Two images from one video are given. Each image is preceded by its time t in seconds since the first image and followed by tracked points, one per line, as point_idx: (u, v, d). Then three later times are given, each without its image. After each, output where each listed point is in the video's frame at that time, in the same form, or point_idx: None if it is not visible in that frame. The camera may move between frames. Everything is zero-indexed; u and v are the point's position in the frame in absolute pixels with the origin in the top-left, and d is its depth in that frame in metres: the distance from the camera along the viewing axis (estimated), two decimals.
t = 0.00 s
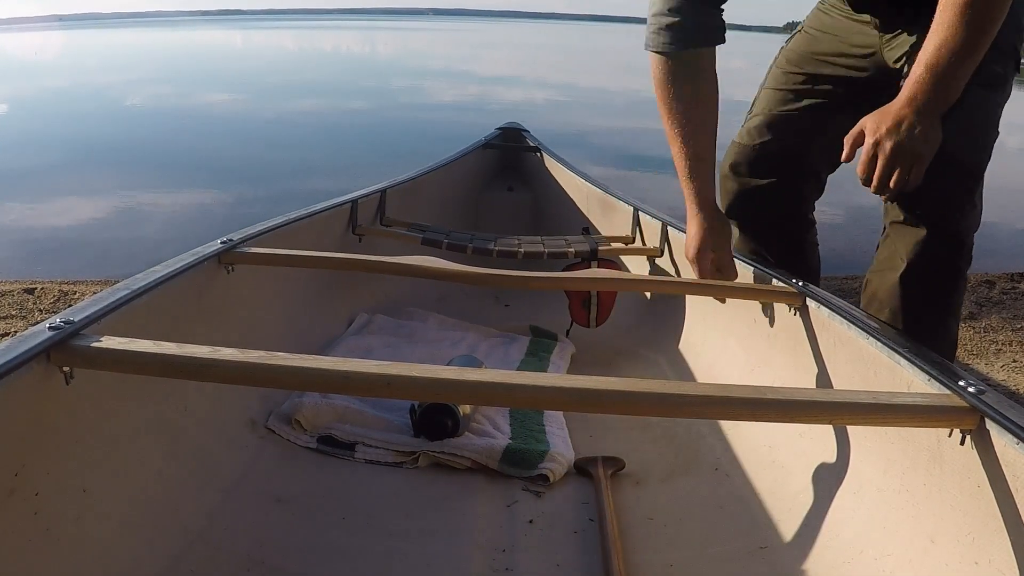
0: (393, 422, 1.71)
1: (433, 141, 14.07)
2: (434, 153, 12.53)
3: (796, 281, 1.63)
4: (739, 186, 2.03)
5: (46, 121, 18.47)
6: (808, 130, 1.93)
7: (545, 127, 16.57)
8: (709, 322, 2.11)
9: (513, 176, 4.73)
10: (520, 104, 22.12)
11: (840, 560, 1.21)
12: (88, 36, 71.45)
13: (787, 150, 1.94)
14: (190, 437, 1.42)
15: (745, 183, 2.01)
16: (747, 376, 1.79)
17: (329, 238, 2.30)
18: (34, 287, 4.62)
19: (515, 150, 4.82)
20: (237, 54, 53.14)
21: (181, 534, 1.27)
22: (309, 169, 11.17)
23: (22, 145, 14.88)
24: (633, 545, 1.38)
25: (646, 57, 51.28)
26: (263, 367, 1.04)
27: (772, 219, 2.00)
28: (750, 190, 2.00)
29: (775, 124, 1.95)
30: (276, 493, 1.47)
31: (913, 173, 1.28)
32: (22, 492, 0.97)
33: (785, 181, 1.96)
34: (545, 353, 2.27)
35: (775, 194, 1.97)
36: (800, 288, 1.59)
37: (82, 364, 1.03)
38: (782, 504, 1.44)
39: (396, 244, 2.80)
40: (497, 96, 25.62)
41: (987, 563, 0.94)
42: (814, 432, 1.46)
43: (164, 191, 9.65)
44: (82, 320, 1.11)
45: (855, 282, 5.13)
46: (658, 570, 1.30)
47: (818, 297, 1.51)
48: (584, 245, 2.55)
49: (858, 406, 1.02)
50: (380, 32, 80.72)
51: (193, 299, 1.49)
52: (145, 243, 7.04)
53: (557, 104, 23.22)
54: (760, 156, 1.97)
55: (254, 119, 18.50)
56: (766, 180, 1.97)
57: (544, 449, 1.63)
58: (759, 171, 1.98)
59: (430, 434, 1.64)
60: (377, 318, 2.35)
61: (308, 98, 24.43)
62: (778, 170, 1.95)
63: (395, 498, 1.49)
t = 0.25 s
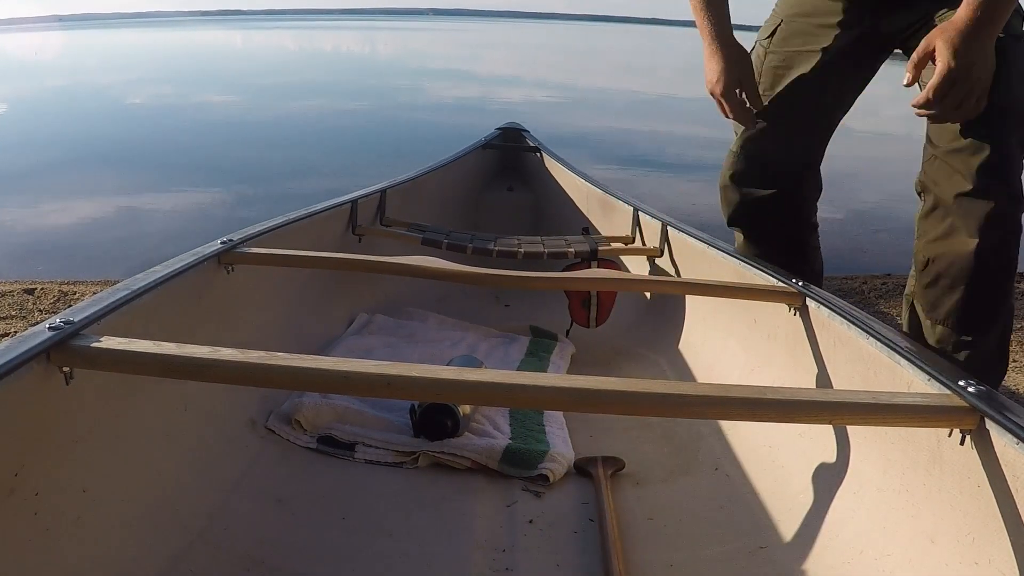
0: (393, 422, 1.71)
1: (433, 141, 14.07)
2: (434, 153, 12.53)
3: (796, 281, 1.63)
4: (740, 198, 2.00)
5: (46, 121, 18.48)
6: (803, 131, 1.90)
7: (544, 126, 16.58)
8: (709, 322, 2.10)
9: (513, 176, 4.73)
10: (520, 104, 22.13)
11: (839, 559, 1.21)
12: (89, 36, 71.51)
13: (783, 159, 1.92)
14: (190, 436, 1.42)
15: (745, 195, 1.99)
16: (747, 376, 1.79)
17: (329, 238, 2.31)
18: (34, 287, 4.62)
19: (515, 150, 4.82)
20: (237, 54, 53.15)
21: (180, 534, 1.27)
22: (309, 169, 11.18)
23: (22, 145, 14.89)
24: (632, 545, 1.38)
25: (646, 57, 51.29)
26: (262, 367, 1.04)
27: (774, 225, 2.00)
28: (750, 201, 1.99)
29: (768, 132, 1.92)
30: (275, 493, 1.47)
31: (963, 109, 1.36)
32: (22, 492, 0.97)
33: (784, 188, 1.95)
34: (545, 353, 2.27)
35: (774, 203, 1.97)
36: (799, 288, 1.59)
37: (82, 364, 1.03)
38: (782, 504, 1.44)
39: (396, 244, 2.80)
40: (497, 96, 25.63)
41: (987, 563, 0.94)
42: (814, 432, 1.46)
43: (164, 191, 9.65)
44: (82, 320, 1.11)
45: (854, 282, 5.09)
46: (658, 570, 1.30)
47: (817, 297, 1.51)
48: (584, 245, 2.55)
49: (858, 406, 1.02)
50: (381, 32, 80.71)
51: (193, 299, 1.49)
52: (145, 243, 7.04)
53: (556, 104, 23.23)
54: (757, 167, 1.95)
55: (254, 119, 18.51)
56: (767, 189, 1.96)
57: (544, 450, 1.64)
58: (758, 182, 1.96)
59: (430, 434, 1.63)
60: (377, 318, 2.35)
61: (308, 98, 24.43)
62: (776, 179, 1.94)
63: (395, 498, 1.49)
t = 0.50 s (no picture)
0: (393, 422, 1.71)
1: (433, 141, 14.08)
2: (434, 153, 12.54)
3: (796, 281, 1.63)
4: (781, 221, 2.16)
5: (46, 121, 18.48)
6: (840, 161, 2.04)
7: (544, 126, 16.58)
8: (709, 322, 2.10)
9: (513, 176, 4.74)
10: (520, 104, 22.13)
11: (840, 560, 1.21)
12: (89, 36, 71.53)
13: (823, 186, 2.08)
14: (190, 437, 1.42)
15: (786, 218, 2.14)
16: (747, 376, 1.79)
17: (329, 238, 2.31)
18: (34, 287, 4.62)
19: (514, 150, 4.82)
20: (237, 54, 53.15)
21: (180, 534, 1.27)
22: (309, 169, 11.18)
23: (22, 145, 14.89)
24: (633, 545, 1.38)
25: (645, 57, 51.32)
26: (262, 367, 1.04)
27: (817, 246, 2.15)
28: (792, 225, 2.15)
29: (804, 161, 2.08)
30: (275, 493, 1.47)
31: None
32: (22, 492, 0.97)
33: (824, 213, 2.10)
34: (544, 353, 2.27)
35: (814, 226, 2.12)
36: (799, 288, 1.59)
37: (82, 364, 1.03)
38: (782, 504, 1.44)
39: (396, 244, 2.80)
40: (497, 96, 25.63)
41: (987, 564, 0.94)
42: (814, 432, 1.46)
43: (164, 191, 9.65)
44: (82, 320, 1.11)
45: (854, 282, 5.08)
46: (659, 570, 1.30)
47: (817, 297, 1.51)
48: (584, 245, 2.56)
49: (857, 407, 1.02)
50: (381, 32, 80.72)
51: (193, 299, 1.49)
52: (145, 243, 7.04)
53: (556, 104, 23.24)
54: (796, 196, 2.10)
55: (254, 119, 18.51)
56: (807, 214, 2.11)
57: (544, 450, 1.64)
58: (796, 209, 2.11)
59: (430, 434, 1.63)
60: (377, 318, 2.35)
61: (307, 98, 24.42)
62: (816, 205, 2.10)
63: (396, 499, 1.49)
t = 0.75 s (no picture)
0: (393, 422, 1.71)
1: (433, 141, 14.08)
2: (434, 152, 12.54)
3: (796, 281, 1.64)
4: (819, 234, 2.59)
5: (46, 121, 18.48)
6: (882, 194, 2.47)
7: (544, 126, 16.58)
8: (708, 322, 2.10)
9: (513, 176, 4.74)
10: (520, 104, 22.14)
11: (840, 560, 1.21)
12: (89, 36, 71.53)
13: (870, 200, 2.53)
14: (190, 437, 1.42)
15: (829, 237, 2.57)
16: (747, 376, 1.79)
17: (329, 237, 2.30)
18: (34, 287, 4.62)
19: (514, 151, 4.82)
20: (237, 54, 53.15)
21: (180, 534, 1.27)
22: (309, 169, 11.18)
23: (22, 144, 14.89)
24: (633, 545, 1.38)
25: (645, 58, 51.33)
26: (262, 367, 1.04)
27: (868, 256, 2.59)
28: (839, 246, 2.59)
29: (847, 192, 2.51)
30: (275, 493, 1.47)
31: None
32: (22, 492, 0.97)
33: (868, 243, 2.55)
34: (545, 353, 2.27)
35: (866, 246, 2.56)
36: (800, 288, 1.59)
37: (81, 364, 1.02)
38: (782, 504, 1.44)
39: (396, 244, 2.80)
40: (497, 96, 25.62)
41: (987, 564, 0.95)
42: (814, 432, 1.46)
43: (164, 191, 9.64)
44: (82, 320, 1.11)
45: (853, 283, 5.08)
46: (659, 570, 1.31)
47: (817, 297, 1.52)
48: (584, 245, 2.55)
49: (858, 406, 1.02)
50: (381, 32, 80.69)
51: (193, 299, 1.49)
52: (145, 242, 7.04)
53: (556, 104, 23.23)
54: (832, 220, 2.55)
55: (254, 119, 18.51)
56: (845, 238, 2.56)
57: (544, 450, 1.64)
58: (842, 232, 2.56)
59: (430, 434, 1.63)
60: (377, 318, 2.35)
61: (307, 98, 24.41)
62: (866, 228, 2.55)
63: (396, 498, 1.50)
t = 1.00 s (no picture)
0: (393, 422, 1.71)
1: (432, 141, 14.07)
2: (434, 152, 12.54)
3: (796, 281, 1.63)
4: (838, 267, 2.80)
5: (46, 121, 18.48)
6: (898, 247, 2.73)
7: (544, 126, 16.57)
8: (708, 322, 2.10)
9: (513, 176, 4.74)
10: (520, 104, 22.13)
11: (840, 560, 1.21)
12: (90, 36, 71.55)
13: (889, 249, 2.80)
14: (190, 437, 1.42)
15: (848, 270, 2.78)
16: (747, 376, 1.79)
17: (329, 237, 2.30)
18: (34, 287, 4.62)
19: (515, 151, 4.82)
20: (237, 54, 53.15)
21: (181, 534, 1.27)
22: (309, 169, 11.18)
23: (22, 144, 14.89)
24: (633, 545, 1.38)
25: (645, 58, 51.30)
26: (262, 367, 1.04)
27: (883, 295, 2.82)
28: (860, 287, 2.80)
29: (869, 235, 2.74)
30: (275, 493, 1.47)
31: None
32: (22, 492, 0.97)
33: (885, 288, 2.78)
34: (544, 353, 2.27)
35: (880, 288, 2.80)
36: (799, 288, 1.59)
37: (81, 364, 1.02)
38: (782, 504, 1.44)
39: (396, 244, 2.80)
40: (497, 96, 25.60)
41: (987, 564, 0.95)
42: (814, 432, 1.46)
43: (164, 191, 9.64)
44: (82, 320, 1.11)
45: (853, 282, 5.07)
46: (660, 570, 1.31)
47: (817, 297, 1.51)
48: (584, 245, 2.55)
49: (857, 405, 1.02)
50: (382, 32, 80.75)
51: (193, 299, 1.50)
52: (144, 242, 7.04)
53: (556, 103, 23.22)
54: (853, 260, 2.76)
55: (254, 119, 18.51)
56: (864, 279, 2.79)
57: (544, 450, 1.64)
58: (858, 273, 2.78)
59: (430, 434, 1.63)
60: (377, 318, 2.35)
61: (307, 98, 24.41)
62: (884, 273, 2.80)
63: (396, 499, 1.50)
